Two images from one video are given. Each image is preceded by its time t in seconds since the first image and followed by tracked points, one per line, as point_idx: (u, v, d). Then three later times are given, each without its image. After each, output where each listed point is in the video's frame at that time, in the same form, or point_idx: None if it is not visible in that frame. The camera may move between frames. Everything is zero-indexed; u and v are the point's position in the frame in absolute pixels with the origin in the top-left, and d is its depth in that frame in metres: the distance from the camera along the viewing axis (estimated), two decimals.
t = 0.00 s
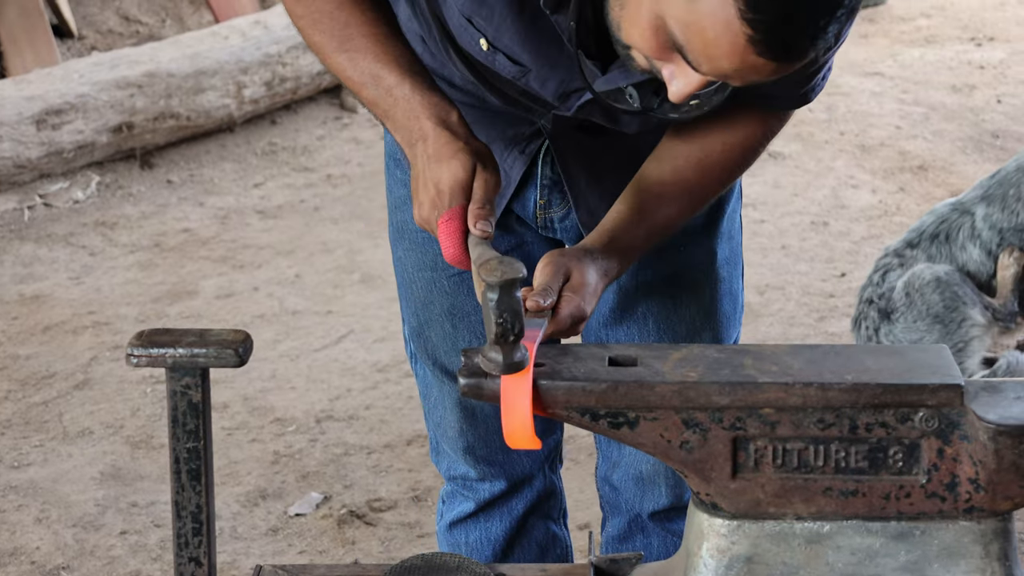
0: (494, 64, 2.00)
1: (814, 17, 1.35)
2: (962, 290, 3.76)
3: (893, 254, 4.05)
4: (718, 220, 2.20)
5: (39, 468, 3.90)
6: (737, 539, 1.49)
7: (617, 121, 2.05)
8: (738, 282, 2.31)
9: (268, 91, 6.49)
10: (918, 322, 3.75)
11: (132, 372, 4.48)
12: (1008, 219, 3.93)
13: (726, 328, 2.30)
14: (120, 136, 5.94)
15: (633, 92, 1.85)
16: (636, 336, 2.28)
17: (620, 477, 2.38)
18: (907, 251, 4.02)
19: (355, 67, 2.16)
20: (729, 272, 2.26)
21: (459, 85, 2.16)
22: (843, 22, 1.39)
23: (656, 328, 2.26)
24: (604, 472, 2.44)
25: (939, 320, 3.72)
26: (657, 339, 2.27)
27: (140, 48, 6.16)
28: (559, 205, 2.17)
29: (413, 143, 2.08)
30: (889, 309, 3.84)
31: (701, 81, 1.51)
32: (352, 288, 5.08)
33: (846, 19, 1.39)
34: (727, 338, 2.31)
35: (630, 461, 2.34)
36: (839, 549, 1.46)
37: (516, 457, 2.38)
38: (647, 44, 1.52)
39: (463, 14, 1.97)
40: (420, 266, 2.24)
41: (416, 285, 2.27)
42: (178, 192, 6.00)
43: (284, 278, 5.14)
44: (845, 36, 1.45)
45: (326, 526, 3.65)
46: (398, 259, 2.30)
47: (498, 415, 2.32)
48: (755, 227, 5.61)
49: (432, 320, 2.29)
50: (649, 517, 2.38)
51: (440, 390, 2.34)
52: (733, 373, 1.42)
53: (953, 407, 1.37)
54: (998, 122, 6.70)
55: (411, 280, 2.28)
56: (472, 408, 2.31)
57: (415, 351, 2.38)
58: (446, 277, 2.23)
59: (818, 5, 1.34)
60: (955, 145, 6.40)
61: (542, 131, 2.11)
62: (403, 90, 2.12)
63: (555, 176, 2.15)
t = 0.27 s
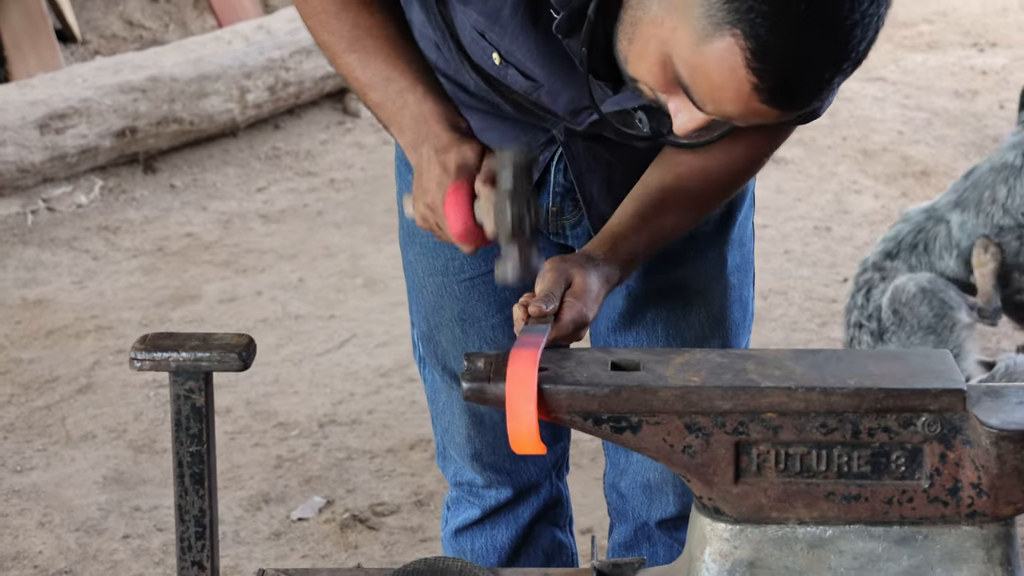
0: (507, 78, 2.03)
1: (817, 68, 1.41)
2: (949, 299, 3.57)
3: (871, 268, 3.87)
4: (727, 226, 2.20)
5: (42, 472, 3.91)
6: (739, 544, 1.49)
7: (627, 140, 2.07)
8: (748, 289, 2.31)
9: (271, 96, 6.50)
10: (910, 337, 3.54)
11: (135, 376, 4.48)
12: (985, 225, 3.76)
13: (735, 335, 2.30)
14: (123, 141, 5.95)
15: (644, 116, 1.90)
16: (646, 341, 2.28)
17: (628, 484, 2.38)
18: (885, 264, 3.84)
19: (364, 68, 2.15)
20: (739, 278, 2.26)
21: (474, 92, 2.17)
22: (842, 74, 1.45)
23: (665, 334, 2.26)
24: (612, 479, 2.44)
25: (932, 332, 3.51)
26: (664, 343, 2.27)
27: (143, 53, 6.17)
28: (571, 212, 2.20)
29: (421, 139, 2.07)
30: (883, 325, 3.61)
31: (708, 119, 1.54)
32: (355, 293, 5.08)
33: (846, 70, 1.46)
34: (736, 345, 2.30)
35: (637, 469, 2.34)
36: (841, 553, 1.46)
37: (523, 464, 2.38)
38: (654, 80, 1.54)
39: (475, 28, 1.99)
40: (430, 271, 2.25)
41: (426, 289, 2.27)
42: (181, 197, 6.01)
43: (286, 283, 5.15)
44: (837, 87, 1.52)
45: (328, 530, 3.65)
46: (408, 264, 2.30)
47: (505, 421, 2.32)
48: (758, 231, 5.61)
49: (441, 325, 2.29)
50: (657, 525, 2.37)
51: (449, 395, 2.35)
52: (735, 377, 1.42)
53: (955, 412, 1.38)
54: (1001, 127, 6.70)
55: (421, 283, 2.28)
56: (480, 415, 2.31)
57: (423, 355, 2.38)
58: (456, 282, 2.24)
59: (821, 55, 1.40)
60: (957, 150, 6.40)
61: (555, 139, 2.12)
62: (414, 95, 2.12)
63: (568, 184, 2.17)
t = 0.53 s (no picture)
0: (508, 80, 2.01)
1: (814, 90, 1.35)
2: (957, 299, 3.31)
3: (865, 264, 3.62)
4: (729, 230, 2.21)
5: (43, 475, 3.91)
6: (739, 546, 1.49)
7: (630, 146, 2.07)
8: (750, 292, 2.31)
9: (273, 100, 6.51)
10: (914, 338, 3.30)
11: (136, 379, 4.48)
12: (975, 219, 3.49)
13: (737, 338, 2.30)
14: (124, 144, 5.96)
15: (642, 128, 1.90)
16: (646, 345, 2.29)
17: (629, 489, 2.38)
18: (874, 258, 3.59)
19: (360, 62, 2.11)
20: (741, 282, 2.26)
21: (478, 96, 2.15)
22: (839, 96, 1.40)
23: (666, 338, 2.27)
24: (613, 484, 2.44)
25: (936, 334, 3.27)
26: (665, 347, 2.27)
27: (145, 57, 6.18)
28: (574, 216, 2.18)
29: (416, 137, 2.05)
30: (886, 324, 3.39)
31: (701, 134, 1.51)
32: (356, 296, 5.09)
33: (844, 91, 1.40)
34: (738, 349, 2.30)
35: (638, 474, 2.34)
36: (842, 556, 1.46)
37: (525, 468, 2.39)
38: (650, 93, 1.51)
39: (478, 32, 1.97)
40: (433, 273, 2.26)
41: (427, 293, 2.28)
42: (182, 200, 6.01)
43: (287, 286, 5.15)
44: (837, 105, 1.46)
45: (329, 533, 3.65)
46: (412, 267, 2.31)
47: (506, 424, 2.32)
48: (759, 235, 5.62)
49: (444, 328, 2.30)
50: (658, 530, 2.37)
51: (450, 399, 2.35)
52: (736, 380, 1.43)
53: (956, 414, 1.38)
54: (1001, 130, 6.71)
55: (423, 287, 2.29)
56: (480, 417, 2.31)
57: (426, 359, 2.39)
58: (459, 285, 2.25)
59: (817, 79, 1.34)
60: (958, 153, 6.40)
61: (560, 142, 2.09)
62: (408, 86, 2.08)
63: (571, 187, 2.14)
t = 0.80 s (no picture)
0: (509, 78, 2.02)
1: (809, 95, 1.33)
2: (954, 305, 3.32)
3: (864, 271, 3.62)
4: (728, 233, 2.21)
5: (43, 478, 3.91)
6: (739, 549, 1.49)
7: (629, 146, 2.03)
8: (748, 296, 2.31)
9: (273, 102, 6.51)
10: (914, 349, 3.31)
11: (137, 382, 4.49)
12: (972, 218, 3.50)
13: (735, 340, 2.31)
14: (125, 147, 5.96)
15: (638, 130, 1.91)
16: (644, 347, 2.29)
17: (628, 492, 2.38)
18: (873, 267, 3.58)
19: (359, 59, 2.10)
20: (739, 285, 2.27)
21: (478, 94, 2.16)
22: (831, 101, 1.37)
23: (664, 339, 2.27)
24: (612, 488, 2.45)
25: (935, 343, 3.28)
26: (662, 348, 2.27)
27: (146, 59, 6.18)
28: (573, 217, 2.18)
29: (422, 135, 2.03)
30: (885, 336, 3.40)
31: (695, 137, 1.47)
32: (356, 299, 5.09)
33: (834, 98, 1.38)
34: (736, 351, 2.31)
35: (637, 477, 2.34)
36: (841, 558, 1.46)
37: (523, 470, 2.39)
38: (645, 97, 1.49)
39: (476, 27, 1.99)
40: (433, 274, 2.26)
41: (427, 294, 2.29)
42: (183, 203, 6.02)
43: (288, 289, 5.15)
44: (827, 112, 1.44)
45: (329, 536, 3.65)
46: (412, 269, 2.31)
47: (505, 427, 2.32)
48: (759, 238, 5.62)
49: (443, 329, 2.30)
50: (656, 534, 2.37)
51: (449, 400, 2.35)
52: (736, 383, 1.43)
53: (955, 417, 1.38)
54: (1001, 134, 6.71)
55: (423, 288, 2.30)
56: (480, 419, 2.31)
57: (425, 360, 2.40)
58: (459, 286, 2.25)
59: (808, 87, 1.33)
60: (958, 157, 6.41)
61: (558, 143, 2.09)
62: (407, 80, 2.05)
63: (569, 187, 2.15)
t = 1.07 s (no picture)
0: (507, 78, 2.04)
1: (805, 76, 1.42)
2: (959, 310, 3.35)
3: (863, 275, 3.69)
4: (723, 236, 2.21)
5: (40, 481, 3.91)
6: (736, 552, 1.49)
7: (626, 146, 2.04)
8: (742, 300, 2.32)
9: (271, 105, 6.51)
10: (915, 347, 3.34)
11: (133, 385, 4.48)
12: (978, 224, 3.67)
13: (728, 343, 2.31)
14: (122, 149, 5.96)
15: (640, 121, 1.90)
16: (637, 349, 2.29)
17: (622, 496, 2.39)
18: (874, 271, 3.66)
19: (354, 62, 2.14)
20: (733, 288, 2.27)
21: (475, 95, 2.16)
22: (828, 82, 1.46)
23: (656, 342, 2.27)
24: (606, 491, 2.45)
25: (937, 343, 3.30)
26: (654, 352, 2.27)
27: (143, 62, 6.18)
28: (566, 217, 2.19)
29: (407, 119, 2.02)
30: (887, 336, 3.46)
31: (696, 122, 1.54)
32: (354, 302, 5.09)
33: (833, 78, 1.46)
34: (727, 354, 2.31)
35: (630, 481, 2.35)
36: (837, 561, 1.46)
37: (518, 473, 2.39)
38: (645, 84, 1.56)
39: (477, 25, 2.02)
40: (428, 275, 2.26)
41: (424, 296, 2.29)
42: (180, 206, 6.01)
43: (285, 292, 5.15)
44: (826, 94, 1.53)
45: (326, 539, 3.65)
46: (408, 270, 2.31)
47: (501, 429, 2.32)
48: (757, 242, 5.62)
49: (439, 330, 2.30)
50: (650, 538, 2.37)
51: (445, 402, 2.35)
52: (733, 386, 1.43)
53: (952, 421, 1.38)
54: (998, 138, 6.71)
55: (419, 289, 2.29)
56: (476, 422, 2.31)
57: (422, 362, 2.39)
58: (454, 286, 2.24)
59: (806, 64, 1.41)
60: (956, 160, 6.41)
61: (553, 142, 2.11)
62: (399, 85, 2.08)
63: (563, 188, 2.16)
